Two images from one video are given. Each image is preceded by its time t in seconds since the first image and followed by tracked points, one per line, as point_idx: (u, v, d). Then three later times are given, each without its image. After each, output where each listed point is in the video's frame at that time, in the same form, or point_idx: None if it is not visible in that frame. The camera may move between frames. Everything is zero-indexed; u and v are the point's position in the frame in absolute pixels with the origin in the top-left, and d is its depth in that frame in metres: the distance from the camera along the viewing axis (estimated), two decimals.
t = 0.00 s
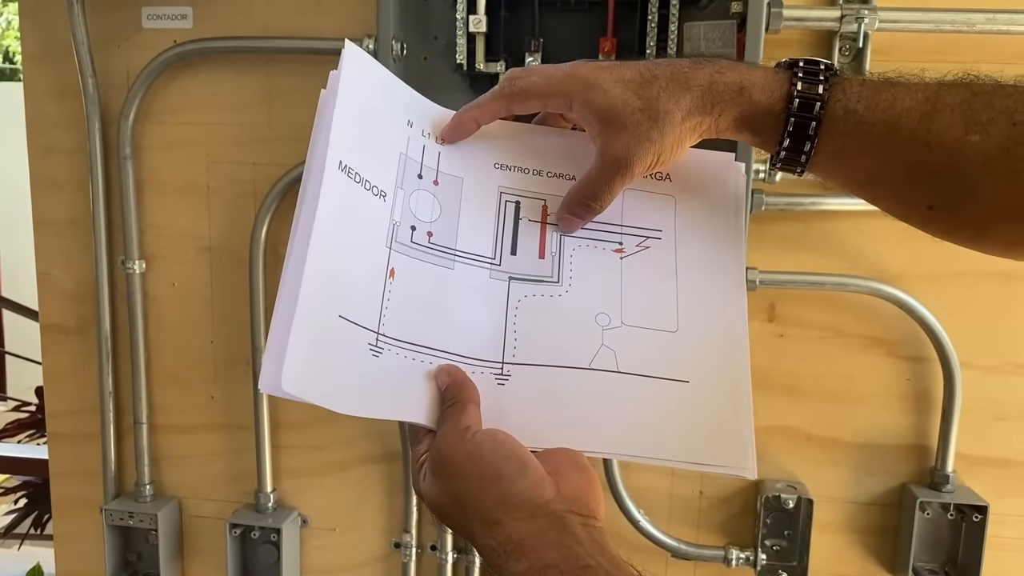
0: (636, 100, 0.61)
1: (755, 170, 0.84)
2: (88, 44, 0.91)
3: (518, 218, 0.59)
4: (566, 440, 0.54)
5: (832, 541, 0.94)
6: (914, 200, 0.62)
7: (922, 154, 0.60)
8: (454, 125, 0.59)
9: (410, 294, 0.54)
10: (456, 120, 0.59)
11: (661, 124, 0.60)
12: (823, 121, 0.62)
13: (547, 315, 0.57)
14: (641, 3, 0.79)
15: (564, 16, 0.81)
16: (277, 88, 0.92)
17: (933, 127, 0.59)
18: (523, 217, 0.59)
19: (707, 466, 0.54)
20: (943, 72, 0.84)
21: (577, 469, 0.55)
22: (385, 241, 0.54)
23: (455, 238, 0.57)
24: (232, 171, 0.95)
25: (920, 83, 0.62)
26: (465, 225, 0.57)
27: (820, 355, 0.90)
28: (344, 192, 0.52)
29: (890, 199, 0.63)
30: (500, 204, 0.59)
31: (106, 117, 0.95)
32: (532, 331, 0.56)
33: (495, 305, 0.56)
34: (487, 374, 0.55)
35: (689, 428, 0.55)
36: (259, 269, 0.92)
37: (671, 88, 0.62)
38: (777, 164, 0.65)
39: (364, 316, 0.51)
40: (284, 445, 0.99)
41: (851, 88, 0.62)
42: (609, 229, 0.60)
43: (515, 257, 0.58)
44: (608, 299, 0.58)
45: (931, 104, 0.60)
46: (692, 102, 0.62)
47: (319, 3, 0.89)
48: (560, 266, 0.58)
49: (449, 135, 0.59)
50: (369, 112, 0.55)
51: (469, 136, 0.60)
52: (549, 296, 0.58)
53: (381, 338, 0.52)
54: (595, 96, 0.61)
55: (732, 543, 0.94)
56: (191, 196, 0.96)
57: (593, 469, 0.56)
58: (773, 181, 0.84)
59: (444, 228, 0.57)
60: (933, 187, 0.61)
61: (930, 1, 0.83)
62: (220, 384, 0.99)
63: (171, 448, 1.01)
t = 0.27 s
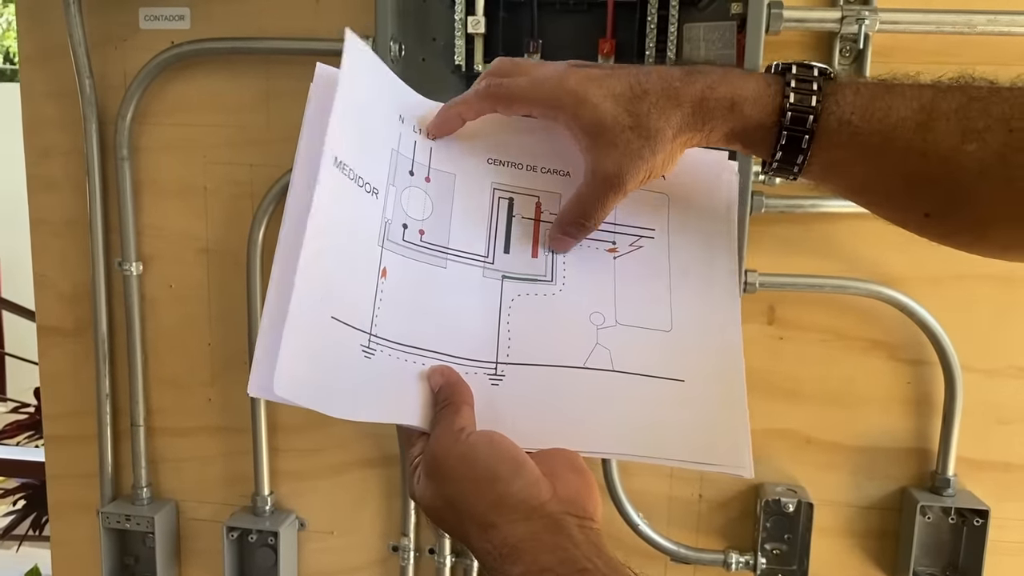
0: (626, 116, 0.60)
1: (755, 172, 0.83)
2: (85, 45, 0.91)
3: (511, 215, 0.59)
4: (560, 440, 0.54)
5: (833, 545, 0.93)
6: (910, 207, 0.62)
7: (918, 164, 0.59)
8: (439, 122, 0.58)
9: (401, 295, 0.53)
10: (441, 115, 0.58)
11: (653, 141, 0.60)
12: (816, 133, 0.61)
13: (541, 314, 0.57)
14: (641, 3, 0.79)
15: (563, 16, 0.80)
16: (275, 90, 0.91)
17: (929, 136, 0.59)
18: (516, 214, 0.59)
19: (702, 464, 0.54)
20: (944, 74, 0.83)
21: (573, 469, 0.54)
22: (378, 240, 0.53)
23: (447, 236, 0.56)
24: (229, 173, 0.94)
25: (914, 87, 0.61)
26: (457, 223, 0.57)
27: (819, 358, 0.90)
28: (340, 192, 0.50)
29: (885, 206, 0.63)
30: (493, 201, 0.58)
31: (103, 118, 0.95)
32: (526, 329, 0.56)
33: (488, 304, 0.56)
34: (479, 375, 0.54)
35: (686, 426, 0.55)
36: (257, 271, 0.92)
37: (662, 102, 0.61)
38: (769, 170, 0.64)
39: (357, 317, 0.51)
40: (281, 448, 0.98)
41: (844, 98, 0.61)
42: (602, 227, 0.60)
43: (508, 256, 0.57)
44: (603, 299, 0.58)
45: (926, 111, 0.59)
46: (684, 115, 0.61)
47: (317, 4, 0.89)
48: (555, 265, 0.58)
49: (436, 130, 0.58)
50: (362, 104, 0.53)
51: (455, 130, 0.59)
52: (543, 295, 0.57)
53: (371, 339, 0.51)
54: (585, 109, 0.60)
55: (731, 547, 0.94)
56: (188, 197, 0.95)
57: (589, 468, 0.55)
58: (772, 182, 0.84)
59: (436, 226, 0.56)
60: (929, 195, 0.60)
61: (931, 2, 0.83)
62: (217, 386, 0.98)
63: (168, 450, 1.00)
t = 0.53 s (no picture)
0: (616, 144, 0.58)
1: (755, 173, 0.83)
2: (82, 45, 0.91)
3: (518, 217, 0.59)
4: (568, 443, 0.54)
5: (833, 549, 0.93)
6: (907, 232, 0.62)
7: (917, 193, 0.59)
8: (434, 126, 0.58)
9: (406, 297, 0.54)
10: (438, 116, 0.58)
11: (638, 171, 0.58)
12: (813, 166, 0.60)
13: (548, 316, 0.57)
14: (640, 4, 0.78)
15: (562, 17, 0.80)
16: (272, 90, 0.91)
17: (929, 166, 0.59)
18: (524, 216, 0.59)
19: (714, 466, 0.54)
20: (945, 75, 0.83)
21: (579, 471, 0.54)
22: (380, 244, 0.55)
23: (455, 239, 0.58)
24: (226, 174, 0.94)
25: (913, 114, 0.60)
26: (464, 226, 0.58)
27: (820, 361, 0.89)
28: (325, 202, 0.53)
29: (882, 232, 0.63)
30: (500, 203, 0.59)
31: (101, 119, 0.94)
32: (533, 331, 0.57)
33: (495, 306, 0.57)
34: (487, 377, 0.55)
35: (696, 426, 0.55)
36: (254, 273, 0.91)
37: (654, 131, 0.59)
38: (764, 197, 0.62)
39: (360, 321, 0.52)
40: (279, 450, 0.98)
41: (841, 129, 0.60)
42: (611, 229, 0.60)
43: (515, 259, 0.59)
44: (609, 302, 0.58)
45: (926, 141, 0.59)
46: (674, 144, 0.59)
47: (315, 5, 0.88)
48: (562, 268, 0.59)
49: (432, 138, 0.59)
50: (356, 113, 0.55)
51: (450, 135, 0.59)
52: (550, 297, 0.58)
53: (376, 341, 0.53)
54: (573, 132, 0.58)
55: (731, 550, 0.93)
56: (186, 199, 0.95)
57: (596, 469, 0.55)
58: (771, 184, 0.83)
59: (442, 228, 0.57)
60: (927, 222, 0.61)
61: (932, 2, 0.82)
62: (215, 388, 0.98)
63: (166, 452, 1.00)
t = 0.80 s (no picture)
0: (608, 154, 0.58)
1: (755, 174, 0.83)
2: (82, 45, 0.90)
3: (526, 217, 0.60)
4: (576, 443, 0.56)
5: (834, 551, 0.92)
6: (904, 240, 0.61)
7: (911, 204, 0.59)
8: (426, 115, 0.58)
9: (415, 294, 0.56)
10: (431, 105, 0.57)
11: (627, 184, 0.59)
12: (806, 179, 0.59)
13: (557, 315, 0.58)
14: (641, 5, 0.78)
15: (562, 18, 0.79)
16: (272, 91, 0.91)
17: (924, 178, 0.58)
18: (532, 216, 0.60)
19: (717, 466, 0.56)
20: (946, 76, 0.83)
21: (586, 471, 0.56)
22: (389, 242, 0.56)
23: (464, 237, 0.58)
24: (226, 175, 0.94)
25: (909, 124, 0.59)
26: (473, 224, 0.59)
27: (821, 362, 0.89)
28: (330, 204, 0.54)
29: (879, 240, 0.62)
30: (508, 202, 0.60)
31: (100, 119, 0.94)
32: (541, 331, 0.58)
33: (501, 304, 0.58)
34: (495, 377, 0.56)
35: (705, 427, 0.56)
36: (254, 274, 0.91)
37: (647, 145, 0.59)
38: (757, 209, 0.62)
39: (368, 320, 0.54)
40: (279, 451, 0.98)
41: (836, 141, 0.59)
42: (621, 231, 0.62)
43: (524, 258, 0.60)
44: (618, 303, 0.59)
45: (921, 151, 0.58)
46: (667, 158, 0.59)
47: (315, 5, 0.88)
48: (571, 269, 0.60)
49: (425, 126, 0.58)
50: (363, 115, 0.57)
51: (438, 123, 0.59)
52: (559, 298, 0.59)
53: (383, 340, 0.54)
54: (566, 142, 0.58)
55: (732, 552, 0.93)
56: (185, 199, 0.95)
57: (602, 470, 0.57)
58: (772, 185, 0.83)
59: (452, 226, 0.58)
60: (923, 232, 0.60)
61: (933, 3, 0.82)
62: (215, 389, 0.98)
63: (165, 453, 1.00)
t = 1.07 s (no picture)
0: (616, 210, 0.53)
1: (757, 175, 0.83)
2: (82, 44, 0.90)
3: (529, 226, 0.57)
4: (580, 456, 0.54)
5: (835, 552, 0.92)
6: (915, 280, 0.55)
7: (920, 247, 0.53)
8: (417, 121, 0.50)
9: (439, 304, 0.52)
10: (426, 119, 0.50)
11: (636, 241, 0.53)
12: (816, 227, 0.53)
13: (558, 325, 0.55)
14: (642, 4, 0.78)
15: (563, 18, 0.79)
16: (272, 91, 0.91)
17: (934, 221, 0.52)
18: (534, 227, 0.57)
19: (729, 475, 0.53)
20: (948, 76, 0.82)
21: (592, 486, 0.54)
22: (433, 243, 0.51)
23: (481, 242, 0.54)
24: (226, 175, 0.93)
25: (905, 159, 0.53)
26: (491, 227, 0.55)
27: (823, 364, 0.89)
28: (377, 194, 0.46)
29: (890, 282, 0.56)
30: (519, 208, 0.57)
31: (100, 119, 0.94)
32: (544, 341, 0.55)
33: (502, 318, 0.55)
34: (497, 391, 0.53)
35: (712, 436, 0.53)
36: (254, 275, 0.91)
37: (657, 199, 0.53)
38: (761, 252, 0.55)
39: (397, 329, 0.49)
40: (279, 452, 0.97)
41: (843, 188, 0.53)
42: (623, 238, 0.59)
43: (525, 268, 0.56)
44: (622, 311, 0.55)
45: (927, 193, 0.52)
46: (676, 212, 0.53)
47: (315, 4, 0.88)
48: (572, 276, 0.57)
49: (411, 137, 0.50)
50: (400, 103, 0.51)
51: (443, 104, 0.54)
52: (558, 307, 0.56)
53: (407, 352, 0.50)
54: (571, 198, 0.52)
55: (732, 553, 0.93)
56: (186, 199, 0.95)
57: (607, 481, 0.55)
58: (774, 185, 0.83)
59: (480, 228, 0.54)
60: (934, 274, 0.54)
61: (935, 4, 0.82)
62: (215, 389, 0.98)
63: (165, 454, 1.00)
